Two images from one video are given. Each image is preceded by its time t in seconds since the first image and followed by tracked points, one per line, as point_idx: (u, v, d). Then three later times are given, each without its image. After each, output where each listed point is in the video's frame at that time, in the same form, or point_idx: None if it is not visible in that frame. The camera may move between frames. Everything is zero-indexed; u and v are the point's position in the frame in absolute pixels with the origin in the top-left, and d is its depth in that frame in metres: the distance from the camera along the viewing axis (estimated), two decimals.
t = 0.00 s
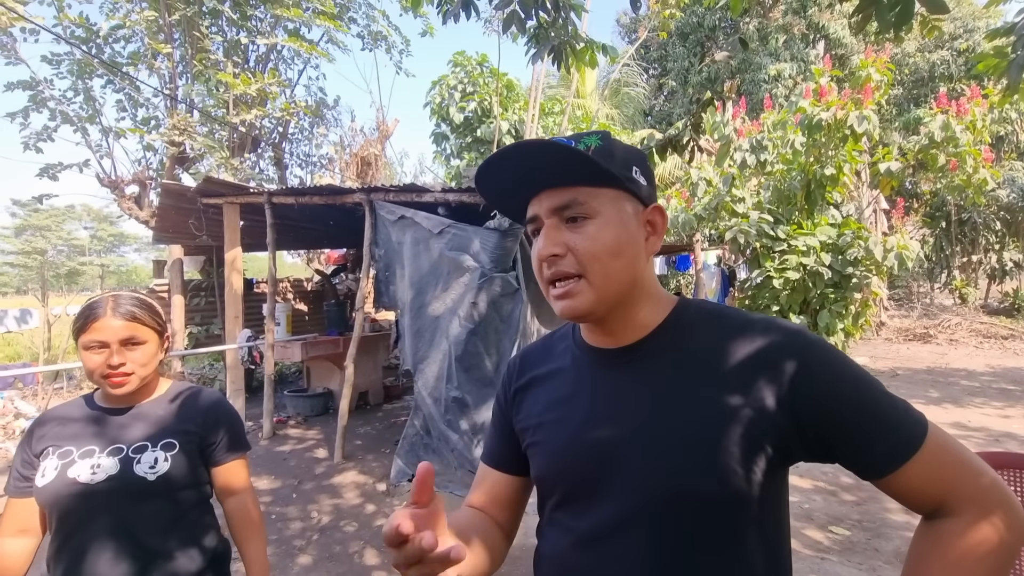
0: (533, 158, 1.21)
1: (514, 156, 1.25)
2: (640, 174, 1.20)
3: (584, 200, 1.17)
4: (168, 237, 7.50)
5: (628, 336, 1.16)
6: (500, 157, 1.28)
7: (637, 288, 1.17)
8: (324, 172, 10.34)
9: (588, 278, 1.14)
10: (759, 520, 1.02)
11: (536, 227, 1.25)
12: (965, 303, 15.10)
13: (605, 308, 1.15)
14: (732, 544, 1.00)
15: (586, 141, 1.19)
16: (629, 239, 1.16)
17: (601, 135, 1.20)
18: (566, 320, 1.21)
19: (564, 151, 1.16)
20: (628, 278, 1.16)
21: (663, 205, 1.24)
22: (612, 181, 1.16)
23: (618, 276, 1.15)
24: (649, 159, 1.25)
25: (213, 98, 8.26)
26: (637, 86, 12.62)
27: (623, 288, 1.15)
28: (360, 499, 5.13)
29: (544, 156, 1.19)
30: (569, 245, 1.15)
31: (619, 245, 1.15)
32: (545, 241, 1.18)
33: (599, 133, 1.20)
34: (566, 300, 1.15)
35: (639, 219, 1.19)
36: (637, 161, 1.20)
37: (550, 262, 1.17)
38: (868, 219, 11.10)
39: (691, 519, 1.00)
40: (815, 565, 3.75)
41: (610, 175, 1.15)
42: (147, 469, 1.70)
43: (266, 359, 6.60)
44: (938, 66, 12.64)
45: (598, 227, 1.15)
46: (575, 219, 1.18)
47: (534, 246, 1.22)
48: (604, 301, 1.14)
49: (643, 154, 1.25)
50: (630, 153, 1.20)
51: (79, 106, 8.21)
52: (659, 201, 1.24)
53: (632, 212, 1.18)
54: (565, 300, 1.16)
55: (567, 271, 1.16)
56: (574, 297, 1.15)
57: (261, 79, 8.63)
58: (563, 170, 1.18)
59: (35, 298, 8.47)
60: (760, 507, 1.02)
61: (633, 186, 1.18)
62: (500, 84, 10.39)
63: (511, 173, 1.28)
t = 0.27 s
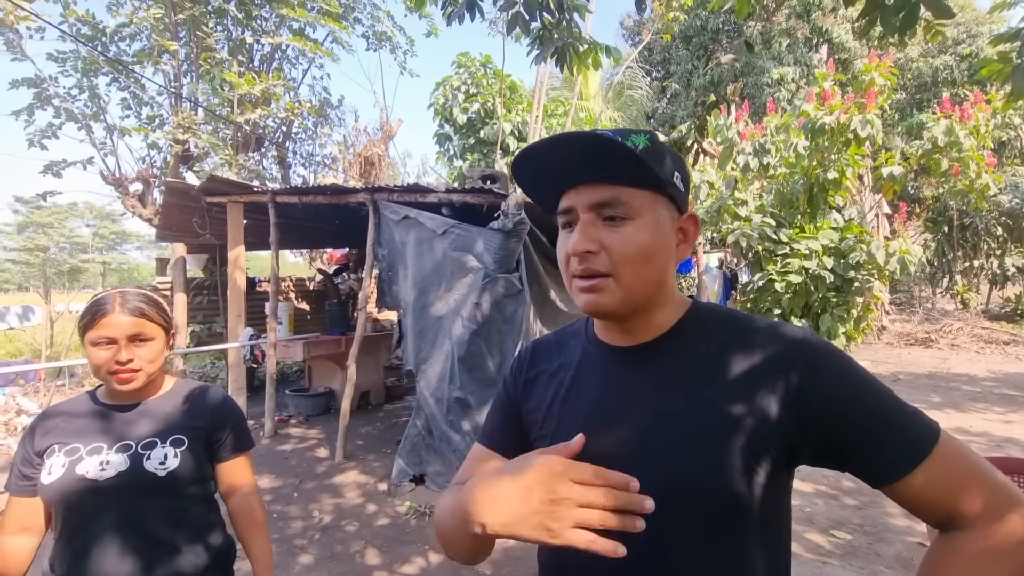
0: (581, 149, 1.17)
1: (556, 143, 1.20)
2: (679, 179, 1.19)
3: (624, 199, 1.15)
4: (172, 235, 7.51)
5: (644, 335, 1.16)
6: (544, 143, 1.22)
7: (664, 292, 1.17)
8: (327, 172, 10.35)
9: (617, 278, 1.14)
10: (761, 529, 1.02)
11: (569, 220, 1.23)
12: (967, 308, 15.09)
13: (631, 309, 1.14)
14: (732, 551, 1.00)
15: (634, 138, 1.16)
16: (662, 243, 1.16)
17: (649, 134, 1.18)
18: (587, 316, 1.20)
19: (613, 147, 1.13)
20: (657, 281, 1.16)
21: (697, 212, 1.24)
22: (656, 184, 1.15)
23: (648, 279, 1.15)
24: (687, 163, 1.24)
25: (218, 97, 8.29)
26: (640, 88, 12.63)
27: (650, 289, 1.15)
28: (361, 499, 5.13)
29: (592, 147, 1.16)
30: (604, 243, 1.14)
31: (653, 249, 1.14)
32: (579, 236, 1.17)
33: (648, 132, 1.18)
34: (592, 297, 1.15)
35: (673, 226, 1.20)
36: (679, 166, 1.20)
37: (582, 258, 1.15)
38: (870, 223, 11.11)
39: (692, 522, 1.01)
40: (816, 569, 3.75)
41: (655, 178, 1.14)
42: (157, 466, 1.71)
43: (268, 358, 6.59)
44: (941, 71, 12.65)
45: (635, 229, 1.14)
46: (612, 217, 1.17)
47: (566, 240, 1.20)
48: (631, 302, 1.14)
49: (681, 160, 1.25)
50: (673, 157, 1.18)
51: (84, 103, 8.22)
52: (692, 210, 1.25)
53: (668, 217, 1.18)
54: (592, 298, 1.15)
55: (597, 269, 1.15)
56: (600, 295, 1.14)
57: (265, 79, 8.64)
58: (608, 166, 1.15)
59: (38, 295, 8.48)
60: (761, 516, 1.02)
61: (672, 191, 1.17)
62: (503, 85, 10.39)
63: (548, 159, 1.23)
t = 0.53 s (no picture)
0: (603, 151, 1.16)
1: (575, 142, 1.20)
2: (705, 185, 1.20)
3: (656, 202, 1.15)
4: (178, 235, 7.55)
5: (652, 339, 1.15)
6: (549, 146, 1.24)
7: (684, 297, 1.17)
8: (333, 172, 10.38)
9: (644, 281, 1.13)
10: (760, 536, 1.01)
11: (589, 221, 1.21)
12: (975, 310, 14.97)
13: (655, 313, 1.13)
14: (732, 557, 0.99)
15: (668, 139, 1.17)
16: (686, 247, 1.16)
17: (681, 137, 1.19)
18: (602, 318, 1.18)
19: (652, 147, 1.12)
20: (680, 286, 1.16)
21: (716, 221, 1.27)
22: (681, 187, 1.15)
23: (673, 284, 1.14)
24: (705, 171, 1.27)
25: (225, 98, 8.33)
26: (645, 89, 12.59)
27: (673, 293, 1.14)
28: (365, 498, 5.14)
29: (618, 151, 1.15)
30: (633, 245, 1.13)
31: (679, 253, 1.14)
32: (606, 238, 1.15)
33: (679, 134, 1.19)
34: (616, 299, 1.13)
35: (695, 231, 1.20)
36: (703, 172, 1.20)
37: (609, 259, 1.13)
38: (878, 224, 11.04)
39: (694, 526, 0.99)
40: (822, 572, 3.72)
41: (689, 180, 1.15)
42: (168, 463, 1.72)
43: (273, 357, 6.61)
44: (950, 71, 12.55)
45: (663, 233, 1.14)
46: (641, 219, 1.16)
47: (592, 240, 1.17)
48: (656, 306, 1.13)
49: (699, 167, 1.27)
50: (701, 162, 1.20)
51: (92, 104, 8.28)
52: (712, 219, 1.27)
53: (692, 223, 1.19)
54: (616, 300, 1.13)
55: (623, 272, 1.13)
56: (624, 299, 1.13)
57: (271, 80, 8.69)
58: (643, 166, 1.14)
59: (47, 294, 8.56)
60: (762, 524, 1.01)
61: (699, 197, 1.18)
62: (508, 85, 10.39)
63: (575, 154, 1.20)
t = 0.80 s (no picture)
0: (605, 161, 1.16)
1: (577, 151, 1.19)
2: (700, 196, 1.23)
3: (657, 212, 1.15)
4: (184, 237, 7.59)
5: (650, 349, 1.15)
6: (551, 154, 1.23)
7: (681, 306, 1.19)
8: (337, 174, 10.40)
9: (645, 292, 1.13)
10: (760, 548, 1.01)
11: (590, 230, 1.21)
12: (981, 312, 14.89)
13: (658, 324, 1.14)
14: (732, 569, 1.00)
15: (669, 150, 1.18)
16: (685, 257, 1.17)
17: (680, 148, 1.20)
18: (601, 329, 1.18)
19: (660, 160, 1.13)
20: (680, 296, 1.17)
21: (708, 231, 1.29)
22: (680, 197, 1.16)
23: (675, 294, 1.16)
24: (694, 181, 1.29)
25: (230, 101, 8.37)
26: (649, 90, 12.59)
27: (673, 304, 1.15)
28: (369, 501, 5.15)
29: (623, 160, 1.15)
30: (637, 256, 1.13)
31: (681, 264, 1.16)
32: (609, 248, 1.15)
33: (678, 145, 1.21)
34: (619, 312, 1.13)
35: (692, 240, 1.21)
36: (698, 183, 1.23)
37: (613, 271, 1.13)
38: (883, 226, 11.00)
39: (695, 537, 1.00)
40: None
41: (690, 192, 1.16)
42: (181, 470, 1.73)
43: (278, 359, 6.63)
44: (956, 71, 12.50)
45: (665, 244, 1.15)
46: (643, 230, 1.16)
47: (595, 250, 1.17)
48: (659, 317, 1.14)
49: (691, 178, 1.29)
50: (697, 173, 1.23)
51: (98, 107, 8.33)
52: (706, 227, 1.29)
53: (690, 233, 1.20)
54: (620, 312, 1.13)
55: (627, 284, 1.13)
56: (628, 310, 1.13)
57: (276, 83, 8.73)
58: (646, 177, 1.15)
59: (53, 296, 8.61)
60: (762, 536, 1.02)
61: (695, 208, 1.20)
62: (512, 87, 10.41)
63: (578, 163, 1.19)
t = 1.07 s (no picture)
0: (555, 170, 1.19)
1: (534, 163, 1.22)
2: (669, 194, 1.18)
3: (612, 215, 1.14)
4: (189, 237, 7.62)
5: (638, 353, 1.15)
6: (513, 169, 1.29)
7: (655, 308, 1.15)
8: (342, 174, 10.43)
9: (605, 295, 1.12)
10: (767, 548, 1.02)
11: (555, 235, 1.21)
12: (988, 315, 14.79)
13: (622, 326, 1.12)
14: (739, 570, 0.99)
15: (621, 153, 1.17)
16: (653, 259, 1.14)
17: (636, 149, 1.18)
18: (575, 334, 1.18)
19: (599, 165, 1.13)
20: (649, 297, 1.13)
21: (688, 227, 1.23)
22: (636, 197, 1.14)
23: (639, 295, 1.12)
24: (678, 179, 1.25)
25: (236, 102, 8.41)
26: (654, 92, 12.58)
27: (641, 307, 1.13)
28: (372, 501, 5.15)
29: (571, 167, 1.16)
30: (591, 259, 1.12)
31: (642, 263, 1.12)
32: (565, 253, 1.15)
33: (635, 146, 1.19)
34: (580, 315, 1.13)
35: (662, 240, 1.17)
36: (667, 183, 1.19)
37: (569, 275, 1.13)
38: (889, 228, 10.96)
39: (701, 540, 0.99)
40: None
41: (644, 192, 1.13)
42: (193, 467, 1.75)
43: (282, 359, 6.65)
44: (963, 73, 12.45)
45: (622, 245, 1.12)
46: (599, 233, 1.15)
47: (553, 256, 1.18)
48: (621, 319, 1.11)
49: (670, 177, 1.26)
50: (662, 171, 1.19)
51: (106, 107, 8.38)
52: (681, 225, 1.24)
53: (658, 233, 1.16)
54: (581, 316, 1.13)
55: (584, 287, 1.12)
56: (590, 313, 1.12)
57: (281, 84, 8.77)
58: (595, 181, 1.15)
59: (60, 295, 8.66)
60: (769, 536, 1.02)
61: (660, 208, 1.16)
62: (517, 88, 10.42)
63: (537, 177, 1.24)
